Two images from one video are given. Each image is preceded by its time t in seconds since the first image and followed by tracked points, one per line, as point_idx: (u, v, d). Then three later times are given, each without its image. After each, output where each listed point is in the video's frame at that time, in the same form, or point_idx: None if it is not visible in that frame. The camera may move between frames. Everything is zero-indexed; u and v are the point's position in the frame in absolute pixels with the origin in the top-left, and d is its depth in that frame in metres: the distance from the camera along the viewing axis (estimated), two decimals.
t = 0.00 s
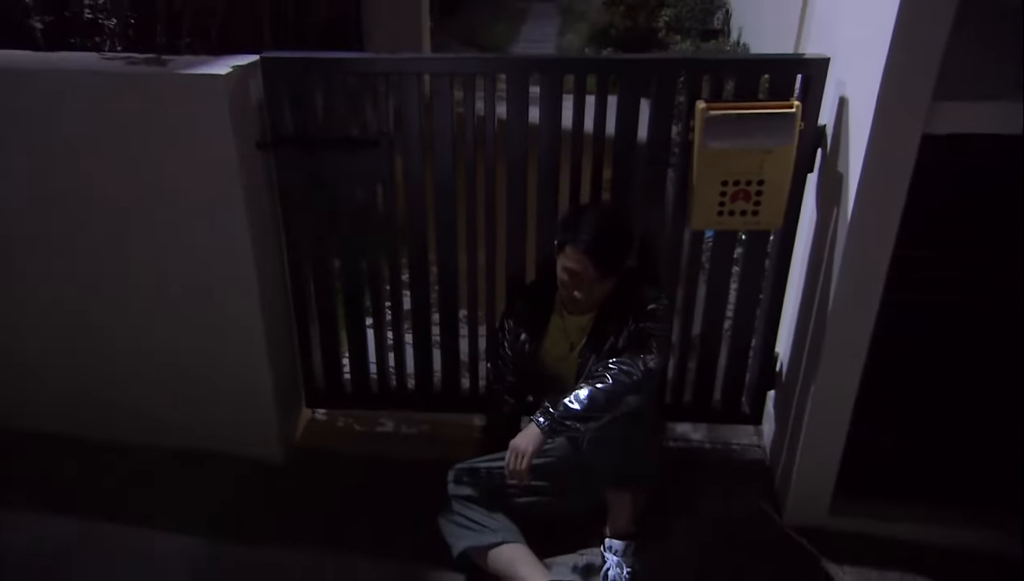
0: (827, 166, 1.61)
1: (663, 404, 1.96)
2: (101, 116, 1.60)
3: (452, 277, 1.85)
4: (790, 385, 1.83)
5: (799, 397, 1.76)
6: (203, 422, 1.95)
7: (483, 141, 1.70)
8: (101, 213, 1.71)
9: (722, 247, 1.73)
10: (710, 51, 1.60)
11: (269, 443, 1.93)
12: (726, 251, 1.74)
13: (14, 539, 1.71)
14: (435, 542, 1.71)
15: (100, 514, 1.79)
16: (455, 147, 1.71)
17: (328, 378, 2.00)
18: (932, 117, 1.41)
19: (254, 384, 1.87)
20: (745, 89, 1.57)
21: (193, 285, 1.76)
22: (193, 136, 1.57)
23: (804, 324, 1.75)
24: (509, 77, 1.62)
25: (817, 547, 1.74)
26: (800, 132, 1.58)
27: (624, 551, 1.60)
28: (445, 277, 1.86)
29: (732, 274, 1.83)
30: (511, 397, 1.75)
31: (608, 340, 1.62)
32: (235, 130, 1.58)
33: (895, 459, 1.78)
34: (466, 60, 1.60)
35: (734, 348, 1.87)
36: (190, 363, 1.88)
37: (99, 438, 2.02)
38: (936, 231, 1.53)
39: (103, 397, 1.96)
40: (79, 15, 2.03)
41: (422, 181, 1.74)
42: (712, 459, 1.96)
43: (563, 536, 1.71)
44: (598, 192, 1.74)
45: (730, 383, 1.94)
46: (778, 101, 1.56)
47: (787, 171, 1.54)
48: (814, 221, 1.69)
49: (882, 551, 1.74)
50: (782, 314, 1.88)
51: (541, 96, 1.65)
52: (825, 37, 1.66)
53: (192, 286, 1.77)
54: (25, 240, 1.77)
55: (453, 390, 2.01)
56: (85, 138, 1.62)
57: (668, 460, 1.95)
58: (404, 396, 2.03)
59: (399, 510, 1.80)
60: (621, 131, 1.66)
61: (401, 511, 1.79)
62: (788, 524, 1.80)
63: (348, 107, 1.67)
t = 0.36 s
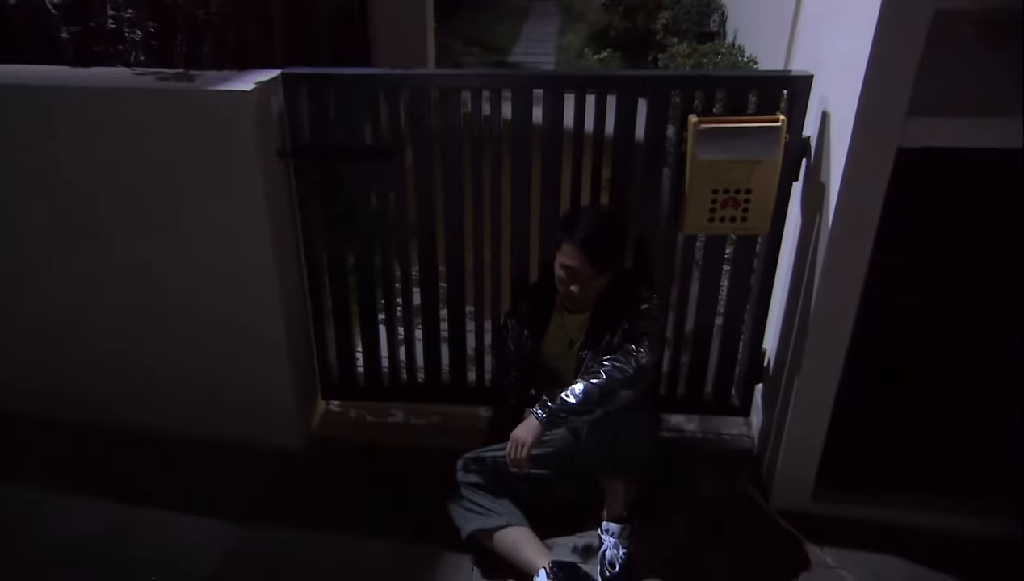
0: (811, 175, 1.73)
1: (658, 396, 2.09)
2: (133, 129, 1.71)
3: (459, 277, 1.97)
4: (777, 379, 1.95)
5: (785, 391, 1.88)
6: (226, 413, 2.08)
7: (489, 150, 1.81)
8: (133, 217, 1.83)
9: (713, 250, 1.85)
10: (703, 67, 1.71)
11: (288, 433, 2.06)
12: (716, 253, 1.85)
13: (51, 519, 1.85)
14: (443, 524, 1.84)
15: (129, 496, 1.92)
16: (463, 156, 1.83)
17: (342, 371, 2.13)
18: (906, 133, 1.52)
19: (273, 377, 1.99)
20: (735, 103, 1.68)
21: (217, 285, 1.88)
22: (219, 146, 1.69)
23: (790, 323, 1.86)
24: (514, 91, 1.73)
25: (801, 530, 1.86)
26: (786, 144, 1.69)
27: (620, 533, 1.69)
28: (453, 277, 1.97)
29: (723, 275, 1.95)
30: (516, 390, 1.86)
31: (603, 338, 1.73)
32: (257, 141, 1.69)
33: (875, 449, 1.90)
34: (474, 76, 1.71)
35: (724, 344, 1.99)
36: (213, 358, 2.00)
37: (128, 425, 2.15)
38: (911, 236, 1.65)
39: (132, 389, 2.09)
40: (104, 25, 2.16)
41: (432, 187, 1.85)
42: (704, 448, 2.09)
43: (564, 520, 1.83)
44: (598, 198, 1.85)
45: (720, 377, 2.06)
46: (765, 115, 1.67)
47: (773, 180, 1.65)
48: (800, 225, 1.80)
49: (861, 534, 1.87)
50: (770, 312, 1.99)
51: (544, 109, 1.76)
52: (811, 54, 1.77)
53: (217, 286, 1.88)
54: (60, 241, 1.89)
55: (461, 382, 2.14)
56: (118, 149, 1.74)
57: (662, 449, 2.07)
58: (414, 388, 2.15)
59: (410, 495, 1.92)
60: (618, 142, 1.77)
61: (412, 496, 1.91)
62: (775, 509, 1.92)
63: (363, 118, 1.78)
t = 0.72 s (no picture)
0: (799, 181, 1.84)
1: (655, 387, 2.22)
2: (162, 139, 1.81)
3: (469, 275, 2.09)
4: (767, 372, 2.07)
5: (774, 383, 2.00)
6: (248, 402, 2.21)
7: (497, 157, 1.92)
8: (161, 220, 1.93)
9: (707, 251, 1.97)
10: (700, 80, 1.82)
11: (307, 420, 2.19)
12: (711, 253, 1.97)
13: (87, 500, 1.98)
14: (454, 506, 1.97)
15: (159, 479, 2.05)
16: (473, 163, 1.94)
17: (358, 362, 2.27)
18: (887, 144, 1.64)
19: (293, 368, 2.11)
20: (727, 116, 1.80)
21: (241, 284, 2.00)
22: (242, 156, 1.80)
23: (779, 319, 1.99)
24: (522, 104, 1.84)
25: (789, 513, 1.99)
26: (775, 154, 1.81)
27: (619, 515, 1.82)
28: (463, 275, 2.10)
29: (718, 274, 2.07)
30: (522, 381, 1.98)
31: (603, 334, 1.85)
32: (281, 150, 1.80)
33: (858, 437, 2.02)
34: (483, 89, 1.82)
35: (718, 339, 2.12)
36: (237, 351, 2.12)
37: (155, 413, 2.29)
38: (893, 240, 1.76)
39: (160, 380, 2.22)
40: (130, 32, 2.34)
41: (443, 191, 1.97)
42: (698, 436, 2.22)
43: (567, 503, 1.97)
44: (599, 202, 1.97)
45: (714, 370, 2.18)
46: (756, 126, 1.78)
47: (764, 188, 1.77)
48: (789, 228, 1.92)
49: (844, 516, 1.99)
50: (761, 309, 2.11)
51: (549, 121, 1.87)
52: (800, 67, 1.88)
53: (241, 285, 2.00)
54: (92, 243, 2.01)
55: (469, 373, 2.26)
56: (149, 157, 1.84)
57: (660, 438, 2.20)
58: (426, 378, 2.28)
59: (423, 480, 2.05)
60: (619, 150, 1.89)
61: (424, 481, 2.04)
62: (764, 493, 2.05)
63: (379, 128, 1.89)
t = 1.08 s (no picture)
0: (789, 188, 1.96)
1: (653, 379, 2.35)
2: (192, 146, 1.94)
3: (478, 273, 2.22)
4: (758, 366, 2.20)
5: (765, 376, 2.13)
6: (270, 391, 2.34)
7: (505, 164, 2.05)
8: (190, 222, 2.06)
9: (703, 252, 2.09)
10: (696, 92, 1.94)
11: (326, 408, 2.33)
12: (706, 254, 2.09)
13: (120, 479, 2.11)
14: (463, 489, 2.10)
15: (186, 462, 2.19)
16: (483, 169, 2.06)
17: (373, 354, 2.41)
18: (870, 156, 1.75)
19: (311, 360, 2.24)
20: (722, 126, 1.92)
21: (264, 280, 2.13)
22: (266, 162, 1.92)
23: (770, 316, 2.11)
24: (530, 114, 1.96)
25: (778, 498, 2.12)
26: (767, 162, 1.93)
27: (619, 499, 1.95)
28: (472, 273, 2.23)
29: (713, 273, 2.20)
30: (528, 373, 2.11)
31: (604, 330, 1.97)
32: (304, 157, 1.92)
33: (844, 427, 2.15)
34: (494, 100, 1.95)
35: (713, 334, 2.25)
36: (259, 343, 2.25)
37: (181, 402, 2.43)
38: (877, 245, 1.87)
39: (187, 370, 2.36)
40: (156, 39, 2.44)
41: (455, 195, 2.09)
42: (694, 425, 2.36)
43: (569, 487, 2.11)
44: (601, 206, 2.09)
45: (709, 363, 2.31)
46: (749, 136, 1.90)
47: (757, 194, 1.88)
48: (780, 231, 2.04)
49: (830, 501, 2.12)
50: (754, 306, 2.24)
51: (555, 130, 1.98)
52: (790, 80, 2.00)
53: (264, 281, 2.13)
54: (123, 240, 2.14)
55: (478, 365, 2.40)
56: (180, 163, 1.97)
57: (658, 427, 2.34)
58: (437, 369, 2.42)
59: (434, 464, 2.18)
60: (620, 157, 2.01)
61: (436, 465, 2.18)
62: (755, 479, 2.18)
63: (394, 136, 2.02)
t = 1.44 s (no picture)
0: (780, 196, 2.08)
1: (652, 375, 2.49)
2: (220, 155, 2.07)
3: (487, 273, 2.36)
4: (751, 363, 2.32)
5: (757, 372, 2.26)
6: (289, 384, 2.48)
7: (514, 173, 2.18)
8: (217, 224, 2.20)
9: (699, 255, 2.22)
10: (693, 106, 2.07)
11: (343, 400, 2.47)
12: (702, 258, 2.22)
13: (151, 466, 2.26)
14: (473, 477, 2.24)
15: (213, 450, 2.33)
16: (493, 178, 2.19)
17: (388, 350, 2.56)
18: (856, 169, 1.88)
19: (330, 355, 2.38)
20: (718, 138, 2.05)
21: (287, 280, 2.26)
22: (291, 171, 2.05)
23: (762, 316, 2.24)
24: (537, 129, 2.09)
25: (768, 488, 2.25)
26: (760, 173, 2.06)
27: (619, 486, 2.08)
28: (482, 273, 2.36)
29: (709, 275, 2.33)
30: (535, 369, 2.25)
31: (605, 329, 2.10)
32: (327, 166, 2.05)
33: (832, 420, 2.28)
34: (504, 114, 2.08)
35: (709, 332, 2.38)
36: (281, 338, 2.39)
37: (205, 393, 2.57)
38: (863, 251, 1.99)
39: (211, 364, 2.50)
40: (181, 49, 2.56)
41: (467, 200, 2.23)
42: (690, 418, 2.49)
43: (573, 475, 2.24)
44: (604, 212, 2.21)
45: (705, 359, 2.45)
46: (744, 148, 2.03)
47: (750, 203, 2.01)
48: (771, 237, 2.16)
49: (818, 490, 2.26)
50: (747, 306, 2.36)
51: (561, 142, 2.11)
52: (781, 95, 2.12)
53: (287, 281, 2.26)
54: (154, 243, 2.28)
55: (487, 359, 2.54)
56: (209, 171, 2.10)
57: (656, 420, 2.47)
58: (448, 362, 2.57)
59: (446, 454, 2.32)
60: (622, 166, 2.13)
61: (447, 455, 2.32)
62: (746, 469, 2.31)
63: (410, 147, 2.15)
